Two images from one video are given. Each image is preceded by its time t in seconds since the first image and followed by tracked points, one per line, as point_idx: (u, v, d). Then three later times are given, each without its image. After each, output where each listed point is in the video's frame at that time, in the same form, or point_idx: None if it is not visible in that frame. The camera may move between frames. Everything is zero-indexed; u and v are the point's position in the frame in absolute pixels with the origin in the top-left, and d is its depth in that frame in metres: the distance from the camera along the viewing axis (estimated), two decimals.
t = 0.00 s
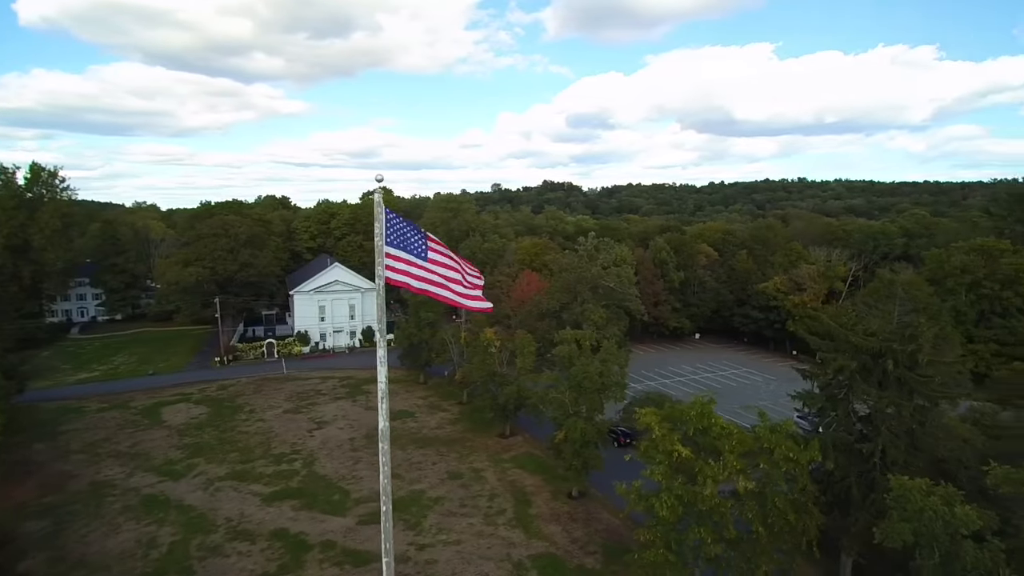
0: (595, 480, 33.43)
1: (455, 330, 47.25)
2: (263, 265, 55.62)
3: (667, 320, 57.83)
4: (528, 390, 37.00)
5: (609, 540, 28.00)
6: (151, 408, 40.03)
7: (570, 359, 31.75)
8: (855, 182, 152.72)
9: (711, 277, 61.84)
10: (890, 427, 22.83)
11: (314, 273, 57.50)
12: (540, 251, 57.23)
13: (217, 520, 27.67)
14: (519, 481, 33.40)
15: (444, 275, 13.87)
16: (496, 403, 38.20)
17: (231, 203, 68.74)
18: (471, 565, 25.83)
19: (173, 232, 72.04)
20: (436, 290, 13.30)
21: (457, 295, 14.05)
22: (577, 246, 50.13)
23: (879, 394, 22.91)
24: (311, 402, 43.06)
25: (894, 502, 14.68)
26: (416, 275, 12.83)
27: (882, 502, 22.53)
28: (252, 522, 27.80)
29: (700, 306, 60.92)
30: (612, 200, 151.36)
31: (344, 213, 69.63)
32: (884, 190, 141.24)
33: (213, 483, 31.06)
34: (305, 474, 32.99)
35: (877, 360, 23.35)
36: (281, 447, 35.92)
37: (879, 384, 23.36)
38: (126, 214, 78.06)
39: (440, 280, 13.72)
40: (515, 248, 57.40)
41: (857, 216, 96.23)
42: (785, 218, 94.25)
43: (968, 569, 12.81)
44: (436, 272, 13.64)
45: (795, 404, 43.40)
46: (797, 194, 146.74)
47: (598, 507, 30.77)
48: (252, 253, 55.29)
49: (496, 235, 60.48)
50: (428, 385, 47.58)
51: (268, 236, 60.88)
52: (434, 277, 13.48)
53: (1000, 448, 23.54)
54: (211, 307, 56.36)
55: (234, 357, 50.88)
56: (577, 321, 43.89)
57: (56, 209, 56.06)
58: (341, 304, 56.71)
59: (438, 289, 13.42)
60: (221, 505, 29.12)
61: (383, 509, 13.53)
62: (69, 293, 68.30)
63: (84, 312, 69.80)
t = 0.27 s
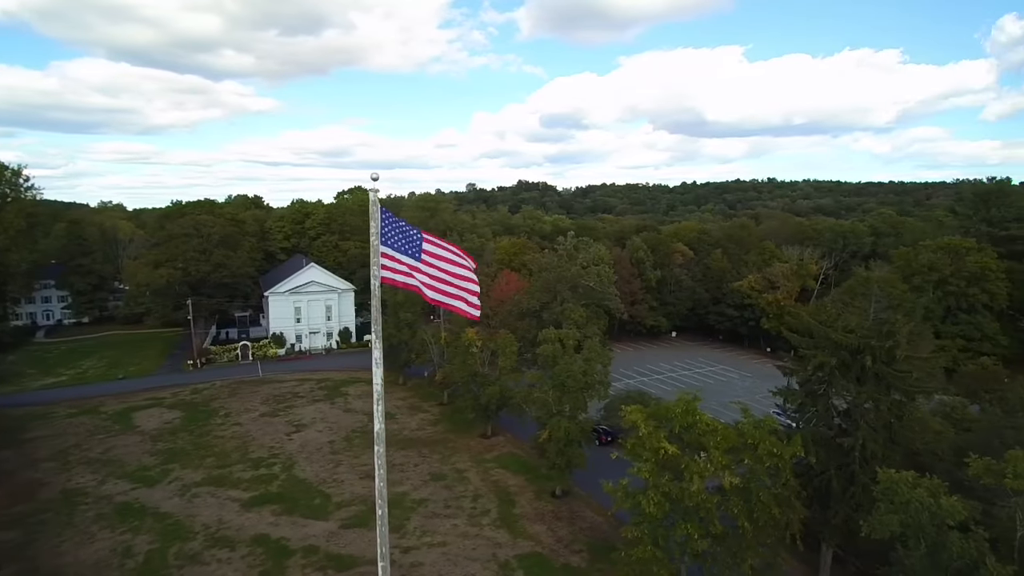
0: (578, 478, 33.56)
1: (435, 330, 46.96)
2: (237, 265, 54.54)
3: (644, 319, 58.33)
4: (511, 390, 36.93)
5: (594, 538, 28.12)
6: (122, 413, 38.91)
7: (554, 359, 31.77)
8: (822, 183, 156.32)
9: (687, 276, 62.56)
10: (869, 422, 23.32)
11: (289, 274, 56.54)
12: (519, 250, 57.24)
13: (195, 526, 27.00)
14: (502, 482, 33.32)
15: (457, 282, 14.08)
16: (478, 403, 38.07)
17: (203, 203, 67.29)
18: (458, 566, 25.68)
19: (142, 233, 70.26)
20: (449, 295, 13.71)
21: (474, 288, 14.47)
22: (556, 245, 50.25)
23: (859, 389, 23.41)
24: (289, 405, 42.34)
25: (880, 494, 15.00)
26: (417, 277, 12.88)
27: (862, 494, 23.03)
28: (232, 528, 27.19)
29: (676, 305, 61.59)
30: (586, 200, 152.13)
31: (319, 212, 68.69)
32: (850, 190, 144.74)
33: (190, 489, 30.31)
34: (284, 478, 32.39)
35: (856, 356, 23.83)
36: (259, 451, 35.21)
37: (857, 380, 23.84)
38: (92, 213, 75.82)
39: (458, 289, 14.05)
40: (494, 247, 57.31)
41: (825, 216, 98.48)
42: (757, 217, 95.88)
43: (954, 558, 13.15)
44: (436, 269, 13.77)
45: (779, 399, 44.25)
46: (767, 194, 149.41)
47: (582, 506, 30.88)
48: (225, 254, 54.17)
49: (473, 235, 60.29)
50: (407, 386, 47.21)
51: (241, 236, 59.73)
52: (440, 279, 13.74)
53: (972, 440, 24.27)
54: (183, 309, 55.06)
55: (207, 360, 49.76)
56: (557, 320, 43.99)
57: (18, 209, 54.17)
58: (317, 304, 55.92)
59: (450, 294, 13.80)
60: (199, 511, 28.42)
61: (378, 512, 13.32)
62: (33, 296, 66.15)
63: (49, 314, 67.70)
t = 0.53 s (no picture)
0: (562, 478, 33.59)
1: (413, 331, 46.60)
2: (209, 266, 53.36)
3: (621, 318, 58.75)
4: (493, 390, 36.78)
5: (578, 536, 28.21)
6: (91, 419, 37.72)
7: (536, 358, 31.77)
8: (790, 183, 159.62)
9: (663, 275, 63.17)
10: (847, 416, 23.84)
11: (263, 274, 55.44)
12: (497, 250, 57.11)
13: (171, 535, 26.27)
14: (485, 482, 33.16)
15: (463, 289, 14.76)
16: (459, 404, 37.83)
17: (172, 203, 65.70)
18: (443, 568, 25.48)
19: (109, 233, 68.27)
20: (455, 298, 14.32)
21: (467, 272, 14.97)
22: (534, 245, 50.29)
23: (836, 384, 23.94)
24: (265, 409, 41.53)
25: (866, 487, 15.36)
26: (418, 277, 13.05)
27: (841, 487, 23.51)
28: (210, 535, 26.53)
29: (653, 303, 62.17)
30: (561, 200, 152.59)
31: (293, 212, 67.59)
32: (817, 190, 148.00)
33: (164, 497, 29.50)
34: (262, 483, 31.74)
35: (835, 352, 24.32)
36: (236, 456, 34.41)
37: (835, 376, 24.34)
38: (55, 213, 73.40)
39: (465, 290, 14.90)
40: (471, 247, 57.10)
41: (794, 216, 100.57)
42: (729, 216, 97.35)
43: (939, 548, 13.53)
44: (438, 265, 14.11)
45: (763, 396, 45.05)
46: (738, 194, 151.88)
47: (566, 505, 30.91)
48: (197, 255, 52.94)
49: (451, 235, 60.01)
50: (385, 388, 46.75)
51: (213, 236, 58.46)
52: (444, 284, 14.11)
53: (944, 432, 25.00)
54: (152, 312, 53.63)
55: (178, 364, 48.54)
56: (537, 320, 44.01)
57: None
58: (292, 306, 55.02)
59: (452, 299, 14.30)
60: (175, 519, 27.67)
61: (373, 516, 13.09)
62: None
63: (10, 318, 65.34)
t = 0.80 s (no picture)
0: (545, 477, 33.60)
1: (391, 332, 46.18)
2: (179, 268, 52.13)
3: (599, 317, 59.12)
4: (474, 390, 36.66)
5: (563, 535, 28.26)
6: (58, 426, 36.47)
7: (519, 358, 31.76)
8: (759, 184, 162.59)
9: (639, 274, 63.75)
10: (826, 411, 24.35)
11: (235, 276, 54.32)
12: (474, 250, 56.93)
13: (147, 544, 25.53)
14: (467, 483, 33.01)
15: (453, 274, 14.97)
16: (440, 405, 37.60)
17: (140, 203, 64.04)
18: (428, 571, 25.25)
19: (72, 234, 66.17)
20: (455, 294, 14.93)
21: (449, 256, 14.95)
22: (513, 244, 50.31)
23: (815, 379, 24.49)
24: (239, 413, 40.65)
25: (851, 480, 15.74)
26: (420, 283, 13.35)
27: (820, 480, 24.02)
28: (187, 543, 25.85)
29: (629, 302, 62.70)
30: (534, 199, 152.85)
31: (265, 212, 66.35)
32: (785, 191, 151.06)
33: (138, 505, 28.67)
34: (240, 488, 31.06)
35: (813, 348, 24.85)
36: (211, 462, 33.62)
37: (814, 371, 24.85)
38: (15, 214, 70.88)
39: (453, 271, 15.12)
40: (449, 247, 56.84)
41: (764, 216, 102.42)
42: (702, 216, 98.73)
43: (924, 537, 13.92)
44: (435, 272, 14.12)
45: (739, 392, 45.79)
46: (708, 194, 154.15)
47: (549, 504, 30.95)
48: (167, 256, 51.65)
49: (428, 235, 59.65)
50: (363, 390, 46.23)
51: (183, 237, 57.13)
52: (452, 297, 14.56)
53: (917, 425, 25.73)
54: (121, 314, 52.12)
55: (148, 368, 47.25)
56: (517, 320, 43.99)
57: None
58: (266, 308, 54.05)
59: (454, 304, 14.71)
60: (150, 527, 26.91)
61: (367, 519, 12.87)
62: None
63: None
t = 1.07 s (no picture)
0: (529, 477, 33.60)
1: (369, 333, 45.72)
2: (150, 269, 50.97)
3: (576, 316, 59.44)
4: (456, 391, 36.50)
5: (547, 534, 28.33)
6: (24, 434, 35.23)
7: (501, 358, 31.72)
8: (729, 184, 165.35)
9: (615, 273, 64.22)
10: (804, 405, 24.91)
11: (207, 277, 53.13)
12: (452, 250, 56.63)
13: (122, 553, 24.79)
14: (450, 484, 32.83)
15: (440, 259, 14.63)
16: (421, 406, 37.34)
17: (107, 203, 62.40)
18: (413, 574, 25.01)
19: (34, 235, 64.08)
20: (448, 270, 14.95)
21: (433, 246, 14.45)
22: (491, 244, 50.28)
23: (793, 374, 25.05)
24: (214, 417, 39.76)
25: (837, 472, 16.18)
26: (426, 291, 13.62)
27: (800, 474, 24.54)
28: (164, 552, 25.17)
29: (606, 301, 63.14)
30: (509, 199, 152.78)
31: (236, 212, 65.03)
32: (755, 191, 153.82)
33: (112, 513, 27.84)
34: (217, 495, 30.35)
35: (792, 344, 25.43)
36: (186, 468, 32.80)
37: (793, 367, 25.33)
38: None
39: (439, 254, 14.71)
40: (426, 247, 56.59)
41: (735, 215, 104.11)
42: (675, 216, 99.92)
43: (910, 525, 14.34)
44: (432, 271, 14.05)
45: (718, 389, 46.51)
46: (680, 194, 156.06)
47: (532, 503, 30.98)
48: (136, 257, 50.39)
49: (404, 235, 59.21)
50: (341, 392, 45.66)
51: (153, 238, 55.83)
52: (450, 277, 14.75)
53: (891, 419, 26.51)
54: (88, 318, 50.69)
55: (118, 373, 45.95)
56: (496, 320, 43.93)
57: None
58: (239, 309, 53.05)
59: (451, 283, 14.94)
60: (125, 536, 26.14)
61: (364, 521, 12.66)
62: None
63: None
